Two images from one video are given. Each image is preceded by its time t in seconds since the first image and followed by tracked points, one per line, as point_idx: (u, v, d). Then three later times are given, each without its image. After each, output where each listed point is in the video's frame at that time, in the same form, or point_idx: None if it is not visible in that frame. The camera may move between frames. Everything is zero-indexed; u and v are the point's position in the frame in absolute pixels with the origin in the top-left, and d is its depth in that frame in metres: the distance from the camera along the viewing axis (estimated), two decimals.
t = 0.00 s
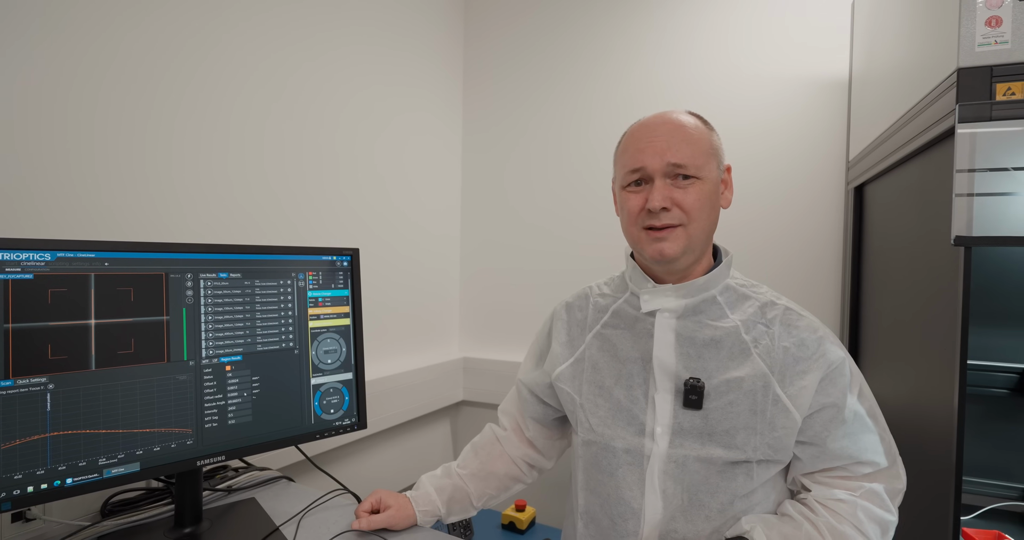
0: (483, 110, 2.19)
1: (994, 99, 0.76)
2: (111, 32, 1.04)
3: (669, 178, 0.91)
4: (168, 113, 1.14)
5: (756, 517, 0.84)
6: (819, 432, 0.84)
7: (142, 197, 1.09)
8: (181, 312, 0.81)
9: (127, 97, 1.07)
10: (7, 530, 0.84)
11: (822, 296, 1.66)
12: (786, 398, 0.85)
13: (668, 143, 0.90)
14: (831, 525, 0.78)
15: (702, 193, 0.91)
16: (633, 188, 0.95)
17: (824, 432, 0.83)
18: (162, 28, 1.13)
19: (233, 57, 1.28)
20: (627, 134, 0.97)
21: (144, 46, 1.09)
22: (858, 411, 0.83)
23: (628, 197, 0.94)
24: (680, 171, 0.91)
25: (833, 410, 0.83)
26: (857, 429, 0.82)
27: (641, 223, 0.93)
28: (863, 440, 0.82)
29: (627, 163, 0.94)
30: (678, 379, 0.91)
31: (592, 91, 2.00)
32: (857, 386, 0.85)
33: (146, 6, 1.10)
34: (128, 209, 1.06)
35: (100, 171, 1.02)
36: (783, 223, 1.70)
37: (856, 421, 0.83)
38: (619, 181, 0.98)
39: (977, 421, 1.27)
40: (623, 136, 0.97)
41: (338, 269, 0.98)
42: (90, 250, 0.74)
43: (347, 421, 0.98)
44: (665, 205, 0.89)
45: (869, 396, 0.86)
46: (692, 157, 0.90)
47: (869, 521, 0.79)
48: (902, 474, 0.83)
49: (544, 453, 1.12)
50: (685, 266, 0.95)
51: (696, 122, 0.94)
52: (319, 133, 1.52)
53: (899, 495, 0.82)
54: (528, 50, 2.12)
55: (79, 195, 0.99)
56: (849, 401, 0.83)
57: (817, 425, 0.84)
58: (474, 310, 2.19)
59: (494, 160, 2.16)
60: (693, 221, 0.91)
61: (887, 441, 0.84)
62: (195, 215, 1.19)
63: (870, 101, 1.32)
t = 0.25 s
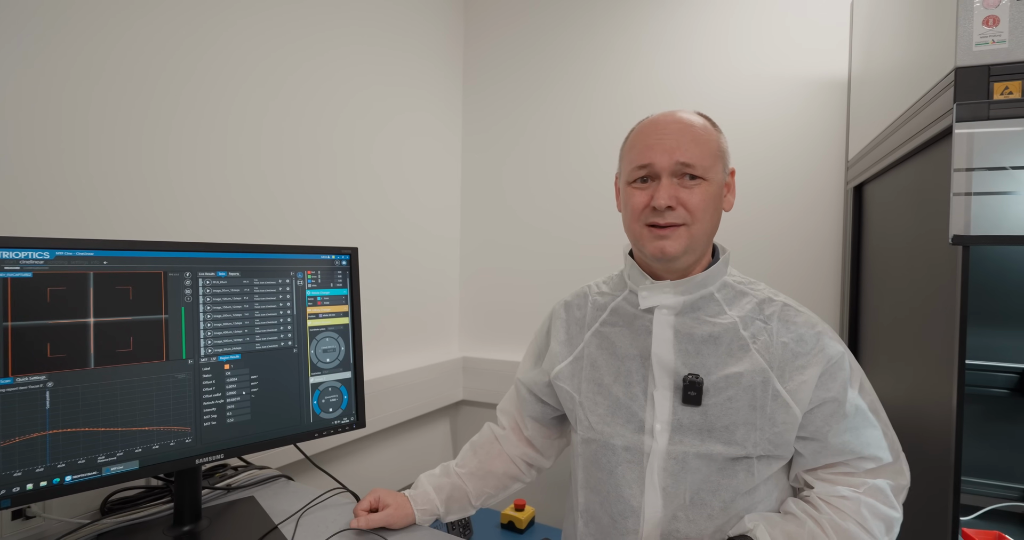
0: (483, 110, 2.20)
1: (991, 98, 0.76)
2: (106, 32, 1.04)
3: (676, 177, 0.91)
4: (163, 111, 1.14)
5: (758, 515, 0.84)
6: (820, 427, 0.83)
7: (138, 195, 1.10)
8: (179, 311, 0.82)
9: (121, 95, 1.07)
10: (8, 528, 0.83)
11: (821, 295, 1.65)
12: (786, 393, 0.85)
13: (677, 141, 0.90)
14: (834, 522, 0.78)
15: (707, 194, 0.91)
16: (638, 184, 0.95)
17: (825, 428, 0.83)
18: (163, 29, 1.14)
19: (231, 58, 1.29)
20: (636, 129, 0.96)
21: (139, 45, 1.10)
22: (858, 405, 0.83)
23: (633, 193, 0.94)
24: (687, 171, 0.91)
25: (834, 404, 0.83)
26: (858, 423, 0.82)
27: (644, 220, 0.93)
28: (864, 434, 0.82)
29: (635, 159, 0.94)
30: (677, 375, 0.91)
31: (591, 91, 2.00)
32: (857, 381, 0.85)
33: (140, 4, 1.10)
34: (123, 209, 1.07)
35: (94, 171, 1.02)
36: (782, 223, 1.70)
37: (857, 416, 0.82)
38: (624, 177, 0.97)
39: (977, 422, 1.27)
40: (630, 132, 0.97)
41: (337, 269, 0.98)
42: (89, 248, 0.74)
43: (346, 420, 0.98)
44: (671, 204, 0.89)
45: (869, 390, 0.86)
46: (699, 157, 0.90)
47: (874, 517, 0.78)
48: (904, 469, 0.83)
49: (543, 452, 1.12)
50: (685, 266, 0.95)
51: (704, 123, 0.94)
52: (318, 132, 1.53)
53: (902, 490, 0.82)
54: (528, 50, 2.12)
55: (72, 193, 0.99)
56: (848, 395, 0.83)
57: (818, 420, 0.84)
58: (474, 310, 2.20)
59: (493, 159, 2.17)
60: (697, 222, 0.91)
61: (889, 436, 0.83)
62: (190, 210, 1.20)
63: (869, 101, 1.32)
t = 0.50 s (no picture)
0: (488, 111, 2.20)
1: (998, 98, 0.75)
2: (97, 31, 1.05)
3: (685, 180, 0.91)
4: (151, 108, 1.15)
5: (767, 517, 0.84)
6: (830, 429, 0.83)
7: (128, 195, 1.10)
8: (187, 312, 0.82)
9: (112, 87, 1.08)
10: (18, 526, 0.84)
11: (828, 296, 1.65)
12: (795, 395, 0.84)
13: (686, 145, 0.90)
14: (843, 525, 0.77)
15: (716, 196, 0.91)
16: (647, 188, 0.94)
17: (835, 430, 0.83)
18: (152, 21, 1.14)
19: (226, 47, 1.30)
20: (642, 132, 0.96)
21: (127, 43, 1.10)
22: (868, 409, 0.82)
23: (642, 197, 0.94)
24: (696, 174, 0.91)
25: (844, 406, 0.82)
26: (868, 425, 0.82)
27: (655, 225, 0.92)
28: (874, 437, 0.81)
29: (643, 163, 0.93)
30: (687, 377, 0.91)
31: (596, 92, 2.00)
32: (867, 383, 0.84)
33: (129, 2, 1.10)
34: (111, 205, 1.07)
35: (84, 172, 1.03)
36: (788, 223, 1.69)
37: (866, 418, 0.82)
38: (631, 180, 0.97)
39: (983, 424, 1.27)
40: (636, 134, 0.96)
41: (342, 269, 0.98)
42: (98, 249, 0.75)
43: (351, 420, 0.99)
44: (682, 208, 0.89)
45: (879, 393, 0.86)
46: (708, 160, 0.90)
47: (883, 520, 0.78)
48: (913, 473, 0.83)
49: (548, 453, 1.11)
50: (695, 268, 0.95)
51: (710, 124, 0.93)
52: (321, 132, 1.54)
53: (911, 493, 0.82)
54: (532, 51, 2.12)
55: (56, 183, 1.00)
56: (859, 397, 0.82)
57: (827, 422, 0.83)
58: (479, 310, 2.20)
59: (498, 160, 2.17)
60: (707, 225, 0.91)
61: (899, 440, 0.83)
62: (180, 203, 1.20)
63: (875, 101, 1.31)
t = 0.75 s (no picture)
0: (489, 113, 2.21)
1: (997, 101, 0.75)
2: (113, 41, 1.06)
3: (671, 187, 0.91)
4: (166, 117, 1.16)
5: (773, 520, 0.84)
6: (834, 430, 0.83)
7: (145, 197, 1.12)
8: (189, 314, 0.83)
9: (132, 99, 1.10)
10: (24, 527, 0.85)
11: (830, 299, 1.64)
12: (799, 396, 0.84)
13: (666, 154, 0.90)
14: (849, 525, 0.77)
15: (705, 199, 0.91)
16: (635, 200, 0.95)
17: (839, 430, 0.82)
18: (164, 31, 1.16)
19: (236, 58, 1.31)
20: (620, 147, 0.97)
21: (144, 53, 1.12)
22: (870, 408, 0.82)
23: (632, 210, 0.94)
24: (681, 180, 0.91)
25: (847, 406, 0.82)
26: (872, 424, 0.82)
27: (649, 236, 0.93)
28: (878, 436, 0.82)
29: (627, 178, 0.94)
30: (691, 381, 0.91)
31: (597, 94, 2.01)
32: (869, 383, 0.84)
33: (148, 8, 1.12)
34: (128, 210, 1.09)
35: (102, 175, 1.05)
36: (789, 225, 1.69)
37: (870, 418, 0.82)
38: (618, 195, 0.97)
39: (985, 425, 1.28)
40: (614, 150, 0.97)
41: (344, 272, 0.99)
42: (102, 253, 0.76)
43: (352, 422, 0.99)
44: (673, 216, 0.89)
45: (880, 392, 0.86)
46: (691, 165, 0.91)
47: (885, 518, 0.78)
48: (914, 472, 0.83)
49: (549, 458, 1.12)
50: (695, 271, 0.95)
51: (688, 128, 0.94)
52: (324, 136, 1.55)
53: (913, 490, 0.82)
54: (534, 54, 2.13)
55: (82, 198, 1.02)
56: (863, 397, 0.82)
57: (831, 423, 0.83)
58: (481, 312, 2.20)
59: (500, 163, 2.18)
60: (701, 227, 0.91)
61: (900, 437, 0.83)
62: (197, 215, 1.22)
63: (876, 103, 1.31)
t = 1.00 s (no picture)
0: (486, 115, 2.21)
1: (986, 102, 0.76)
2: (111, 44, 1.06)
3: (666, 177, 0.92)
4: (167, 118, 1.17)
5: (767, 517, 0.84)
6: (828, 430, 0.83)
7: (143, 197, 1.11)
8: (184, 315, 0.83)
9: (128, 100, 1.10)
10: (17, 529, 0.85)
11: (824, 299, 1.65)
12: (791, 396, 0.85)
13: (662, 143, 0.91)
14: (842, 522, 0.78)
15: (699, 190, 0.92)
16: (630, 190, 0.95)
17: (831, 431, 0.83)
18: (165, 35, 1.16)
19: (235, 61, 1.31)
20: (617, 138, 0.97)
21: (146, 57, 1.12)
22: (864, 408, 0.83)
23: (626, 199, 0.95)
24: (675, 169, 0.91)
25: (840, 407, 0.83)
26: (866, 424, 0.82)
27: (642, 226, 0.93)
28: (871, 436, 0.82)
29: (622, 166, 0.94)
30: (682, 381, 0.91)
31: (593, 96, 2.01)
32: (862, 382, 0.85)
33: (149, 11, 1.13)
34: (131, 216, 1.09)
35: (102, 174, 1.05)
36: (784, 226, 1.70)
37: (862, 417, 0.82)
38: (613, 186, 0.98)
39: (978, 424, 1.29)
40: (611, 140, 0.98)
41: (338, 273, 0.99)
42: (96, 254, 0.76)
43: (347, 423, 0.99)
44: (666, 205, 0.90)
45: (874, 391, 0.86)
46: (686, 155, 0.91)
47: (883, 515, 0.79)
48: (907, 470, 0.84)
49: (544, 459, 1.12)
50: (687, 266, 0.95)
51: (684, 123, 0.95)
52: (321, 137, 1.55)
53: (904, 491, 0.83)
54: (530, 55, 2.14)
55: (78, 197, 1.01)
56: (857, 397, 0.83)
57: (823, 423, 0.84)
58: (478, 313, 2.21)
59: (496, 164, 2.18)
60: (694, 219, 0.92)
61: (893, 438, 0.84)
62: (196, 218, 1.22)
63: (869, 104, 1.32)
